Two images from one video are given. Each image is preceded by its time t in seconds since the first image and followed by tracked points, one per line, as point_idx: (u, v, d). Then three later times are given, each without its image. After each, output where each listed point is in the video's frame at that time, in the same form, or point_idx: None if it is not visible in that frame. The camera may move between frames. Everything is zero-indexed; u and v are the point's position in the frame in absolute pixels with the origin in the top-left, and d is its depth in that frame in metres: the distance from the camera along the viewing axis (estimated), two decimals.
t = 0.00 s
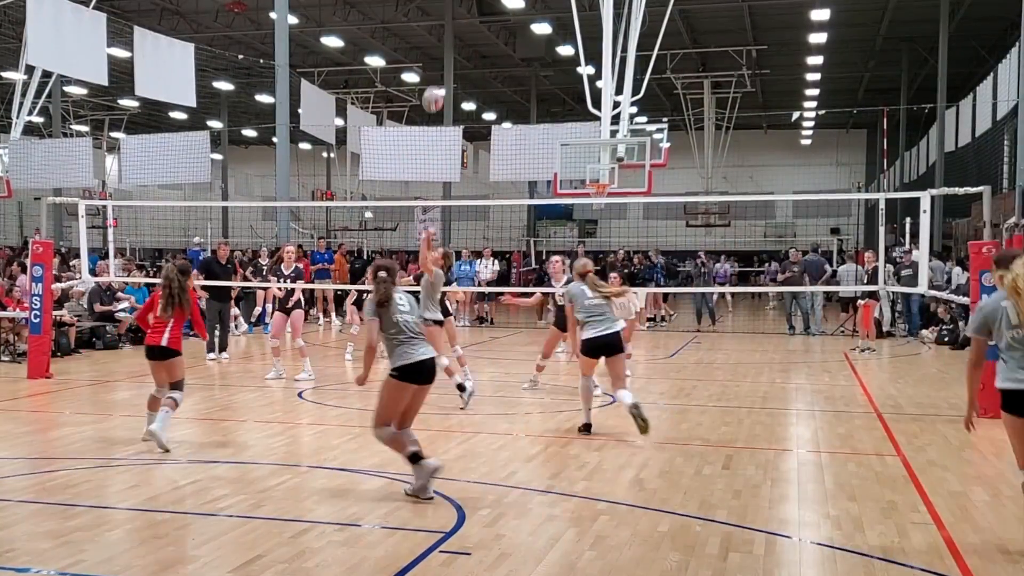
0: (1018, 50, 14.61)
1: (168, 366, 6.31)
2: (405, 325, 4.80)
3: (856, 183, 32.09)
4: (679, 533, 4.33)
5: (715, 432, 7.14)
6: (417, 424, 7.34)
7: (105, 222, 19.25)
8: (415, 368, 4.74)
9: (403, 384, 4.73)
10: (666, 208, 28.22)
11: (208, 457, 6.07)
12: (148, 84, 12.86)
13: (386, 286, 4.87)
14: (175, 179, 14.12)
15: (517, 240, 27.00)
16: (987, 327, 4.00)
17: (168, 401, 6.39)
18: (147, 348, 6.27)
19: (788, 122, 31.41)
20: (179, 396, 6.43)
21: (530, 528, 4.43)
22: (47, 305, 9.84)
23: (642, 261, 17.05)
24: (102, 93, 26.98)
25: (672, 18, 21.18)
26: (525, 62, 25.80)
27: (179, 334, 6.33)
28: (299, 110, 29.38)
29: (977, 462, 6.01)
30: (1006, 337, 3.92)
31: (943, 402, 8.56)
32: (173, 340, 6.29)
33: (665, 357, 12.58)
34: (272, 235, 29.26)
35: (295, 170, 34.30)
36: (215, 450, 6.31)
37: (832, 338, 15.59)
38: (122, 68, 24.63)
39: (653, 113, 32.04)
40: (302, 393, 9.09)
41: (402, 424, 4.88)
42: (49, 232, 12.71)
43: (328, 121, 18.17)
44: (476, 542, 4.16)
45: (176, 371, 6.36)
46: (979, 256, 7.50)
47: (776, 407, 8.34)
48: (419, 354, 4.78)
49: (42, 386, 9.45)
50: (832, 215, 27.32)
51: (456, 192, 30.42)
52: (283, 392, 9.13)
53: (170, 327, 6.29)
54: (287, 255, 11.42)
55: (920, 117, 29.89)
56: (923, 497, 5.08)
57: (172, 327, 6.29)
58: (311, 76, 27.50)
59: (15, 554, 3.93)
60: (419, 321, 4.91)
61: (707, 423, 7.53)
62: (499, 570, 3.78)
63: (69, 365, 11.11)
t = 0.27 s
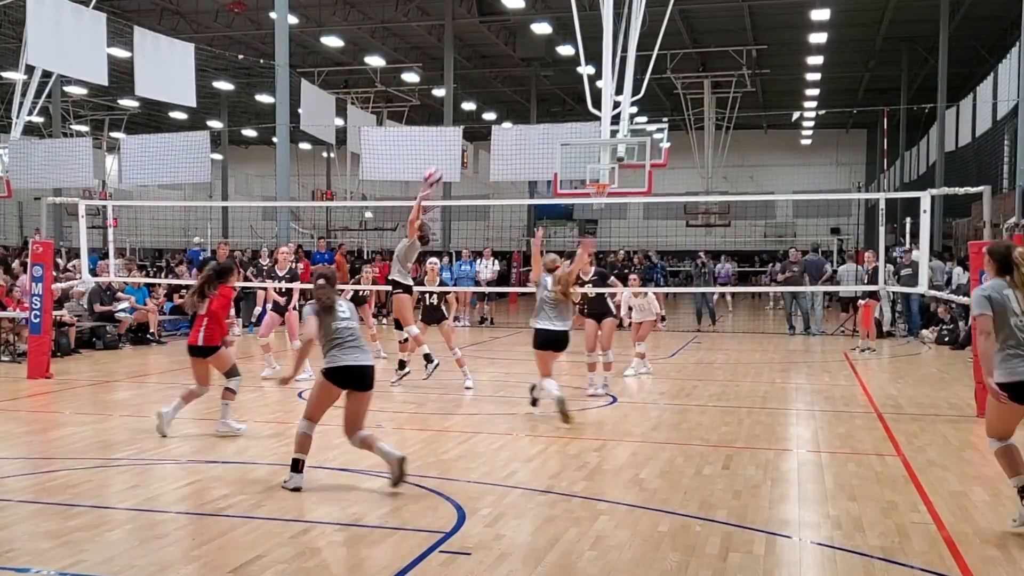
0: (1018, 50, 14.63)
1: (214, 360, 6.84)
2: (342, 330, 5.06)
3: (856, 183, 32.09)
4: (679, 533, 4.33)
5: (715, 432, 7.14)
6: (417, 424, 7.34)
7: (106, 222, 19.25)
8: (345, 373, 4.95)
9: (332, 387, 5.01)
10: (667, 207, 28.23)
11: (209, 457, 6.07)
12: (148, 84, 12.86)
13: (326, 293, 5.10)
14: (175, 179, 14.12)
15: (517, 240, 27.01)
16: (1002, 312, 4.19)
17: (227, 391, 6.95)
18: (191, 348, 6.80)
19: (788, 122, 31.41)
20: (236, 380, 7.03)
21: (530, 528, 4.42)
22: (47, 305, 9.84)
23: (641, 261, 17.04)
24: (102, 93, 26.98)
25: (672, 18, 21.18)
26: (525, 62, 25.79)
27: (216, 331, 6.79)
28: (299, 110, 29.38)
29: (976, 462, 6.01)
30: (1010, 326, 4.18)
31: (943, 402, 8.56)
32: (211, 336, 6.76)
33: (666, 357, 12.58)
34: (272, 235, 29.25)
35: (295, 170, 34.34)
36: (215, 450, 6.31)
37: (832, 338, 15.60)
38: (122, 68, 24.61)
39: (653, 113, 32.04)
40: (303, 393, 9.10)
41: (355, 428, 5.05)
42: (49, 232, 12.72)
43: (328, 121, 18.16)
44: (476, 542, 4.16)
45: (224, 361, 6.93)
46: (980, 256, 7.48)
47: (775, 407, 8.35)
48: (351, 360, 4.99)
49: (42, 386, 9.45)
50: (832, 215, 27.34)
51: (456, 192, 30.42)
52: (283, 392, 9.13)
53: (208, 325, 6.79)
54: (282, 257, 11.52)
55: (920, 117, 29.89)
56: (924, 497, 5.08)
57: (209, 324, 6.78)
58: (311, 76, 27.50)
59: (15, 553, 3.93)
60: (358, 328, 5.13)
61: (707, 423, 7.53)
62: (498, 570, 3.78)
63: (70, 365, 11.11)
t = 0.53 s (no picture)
0: (1018, 50, 14.64)
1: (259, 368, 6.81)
2: (310, 329, 5.47)
3: (857, 183, 32.12)
4: (680, 533, 4.33)
5: (715, 431, 7.16)
6: (417, 424, 7.35)
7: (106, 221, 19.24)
8: (315, 369, 5.33)
9: (309, 383, 5.33)
10: (667, 208, 28.30)
11: (209, 457, 6.08)
12: (148, 85, 12.84)
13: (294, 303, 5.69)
14: (175, 179, 14.11)
15: (517, 240, 27.04)
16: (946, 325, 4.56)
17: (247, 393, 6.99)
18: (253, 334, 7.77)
19: (788, 122, 31.43)
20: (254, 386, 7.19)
21: (530, 528, 4.43)
22: (47, 305, 9.82)
23: (642, 261, 17.09)
24: (102, 93, 26.97)
25: (672, 18, 21.17)
26: (525, 62, 25.79)
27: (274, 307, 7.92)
28: (299, 110, 29.39)
29: (976, 462, 6.02)
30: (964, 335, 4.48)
31: (942, 402, 8.58)
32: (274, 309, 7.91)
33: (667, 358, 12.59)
34: (273, 235, 29.27)
35: (296, 170, 34.38)
36: (216, 450, 6.31)
37: (832, 338, 15.63)
38: (122, 68, 24.61)
39: (653, 113, 32.06)
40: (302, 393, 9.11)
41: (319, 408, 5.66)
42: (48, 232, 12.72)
43: (329, 121, 18.16)
44: (477, 542, 4.16)
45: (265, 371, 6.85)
46: (980, 256, 7.48)
47: (775, 407, 8.36)
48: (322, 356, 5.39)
49: (42, 386, 9.45)
50: (831, 216, 27.45)
51: (456, 192, 30.45)
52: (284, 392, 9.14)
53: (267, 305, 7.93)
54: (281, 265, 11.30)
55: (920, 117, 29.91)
56: (923, 497, 5.08)
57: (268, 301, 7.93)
58: (311, 77, 27.50)
59: (16, 553, 3.93)
60: (327, 326, 5.50)
61: (707, 422, 7.54)
62: (498, 570, 3.78)
63: (69, 365, 11.12)
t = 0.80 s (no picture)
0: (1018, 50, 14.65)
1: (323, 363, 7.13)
2: (295, 324, 5.85)
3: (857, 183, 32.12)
4: (680, 533, 4.33)
5: (715, 432, 7.16)
6: (416, 424, 7.36)
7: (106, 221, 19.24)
8: (294, 365, 5.71)
9: (289, 377, 5.74)
10: (667, 208, 28.30)
11: (210, 457, 6.08)
12: (147, 84, 12.84)
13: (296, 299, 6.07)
14: (175, 179, 14.11)
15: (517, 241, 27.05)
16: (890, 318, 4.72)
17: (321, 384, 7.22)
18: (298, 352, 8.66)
19: (788, 122, 31.43)
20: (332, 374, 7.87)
21: (531, 528, 4.43)
22: (47, 305, 9.80)
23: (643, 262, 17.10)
24: (102, 93, 26.97)
25: (672, 18, 21.16)
26: (525, 62, 25.78)
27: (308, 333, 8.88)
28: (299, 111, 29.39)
29: (976, 462, 6.02)
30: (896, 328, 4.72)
31: (942, 403, 8.59)
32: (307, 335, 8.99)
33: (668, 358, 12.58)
34: (273, 235, 29.28)
35: (296, 171, 34.41)
36: (215, 450, 6.31)
37: (833, 338, 15.64)
38: (122, 68, 24.60)
39: (653, 113, 32.07)
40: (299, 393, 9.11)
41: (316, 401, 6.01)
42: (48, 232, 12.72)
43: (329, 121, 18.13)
44: (477, 542, 4.16)
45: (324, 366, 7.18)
46: (980, 256, 7.44)
47: (775, 407, 8.37)
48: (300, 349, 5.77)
49: (42, 386, 9.46)
50: (832, 216, 27.41)
51: (456, 192, 30.46)
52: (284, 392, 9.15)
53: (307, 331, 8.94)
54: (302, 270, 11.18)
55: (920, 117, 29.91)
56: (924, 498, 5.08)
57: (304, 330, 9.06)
58: (311, 77, 27.49)
59: (17, 553, 3.93)
60: (314, 324, 5.88)
61: (707, 423, 7.55)
62: (499, 569, 3.79)
63: (69, 365, 11.12)
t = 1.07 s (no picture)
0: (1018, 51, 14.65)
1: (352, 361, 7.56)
2: (274, 316, 5.96)
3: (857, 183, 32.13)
4: (680, 534, 4.33)
5: (715, 432, 7.17)
6: (416, 424, 7.37)
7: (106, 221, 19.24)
8: (272, 356, 5.82)
9: (269, 369, 5.84)
10: (667, 208, 28.34)
11: (210, 457, 6.09)
12: (147, 84, 12.84)
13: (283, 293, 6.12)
14: (175, 179, 14.11)
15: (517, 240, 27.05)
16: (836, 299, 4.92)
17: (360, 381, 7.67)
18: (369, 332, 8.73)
19: (788, 122, 31.47)
20: (368, 372, 7.93)
21: (530, 528, 4.43)
22: (47, 305, 9.79)
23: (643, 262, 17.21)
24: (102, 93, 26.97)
25: (672, 18, 21.17)
26: (525, 62, 25.76)
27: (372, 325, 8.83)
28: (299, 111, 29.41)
29: (977, 462, 6.03)
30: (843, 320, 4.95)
31: (942, 403, 8.60)
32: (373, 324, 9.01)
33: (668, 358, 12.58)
34: (273, 235, 29.29)
35: (296, 171, 34.43)
36: (215, 451, 6.32)
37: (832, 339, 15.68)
38: (122, 68, 24.60)
39: (653, 114, 32.09)
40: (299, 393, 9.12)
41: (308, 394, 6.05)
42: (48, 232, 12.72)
43: (329, 121, 18.14)
44: (477, 542, 4.16)
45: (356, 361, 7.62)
46: (980, 256, 7.44)
47: (776, 407, 8.38)
48: (275, 339, 5.87)
49: (42, 386, 9.46)
50: (832, 216, 27.44)
51: (456, 192, 30.48)
52: (284, 392, 9.16)
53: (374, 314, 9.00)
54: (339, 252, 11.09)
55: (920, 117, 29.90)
56: (923, 497, 5.09)
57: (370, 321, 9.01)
58: (311, 77, 27.49)
59: (17, 554, 3.93)
60: (294, 316, 5.94)
61: (706, 422, 7.56)
62: (498, 570, 3.79)
63: (69, 366, 11.12)
